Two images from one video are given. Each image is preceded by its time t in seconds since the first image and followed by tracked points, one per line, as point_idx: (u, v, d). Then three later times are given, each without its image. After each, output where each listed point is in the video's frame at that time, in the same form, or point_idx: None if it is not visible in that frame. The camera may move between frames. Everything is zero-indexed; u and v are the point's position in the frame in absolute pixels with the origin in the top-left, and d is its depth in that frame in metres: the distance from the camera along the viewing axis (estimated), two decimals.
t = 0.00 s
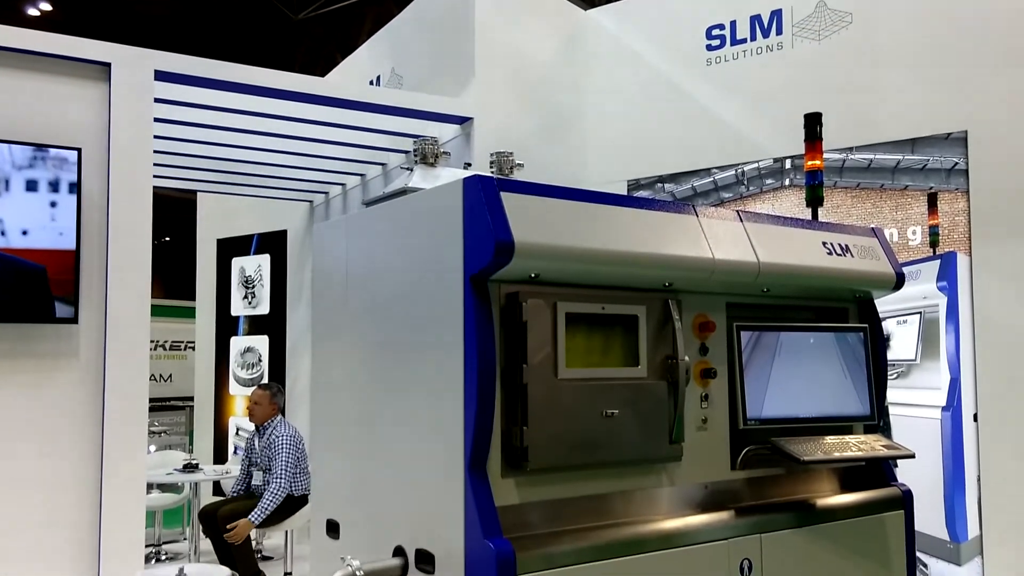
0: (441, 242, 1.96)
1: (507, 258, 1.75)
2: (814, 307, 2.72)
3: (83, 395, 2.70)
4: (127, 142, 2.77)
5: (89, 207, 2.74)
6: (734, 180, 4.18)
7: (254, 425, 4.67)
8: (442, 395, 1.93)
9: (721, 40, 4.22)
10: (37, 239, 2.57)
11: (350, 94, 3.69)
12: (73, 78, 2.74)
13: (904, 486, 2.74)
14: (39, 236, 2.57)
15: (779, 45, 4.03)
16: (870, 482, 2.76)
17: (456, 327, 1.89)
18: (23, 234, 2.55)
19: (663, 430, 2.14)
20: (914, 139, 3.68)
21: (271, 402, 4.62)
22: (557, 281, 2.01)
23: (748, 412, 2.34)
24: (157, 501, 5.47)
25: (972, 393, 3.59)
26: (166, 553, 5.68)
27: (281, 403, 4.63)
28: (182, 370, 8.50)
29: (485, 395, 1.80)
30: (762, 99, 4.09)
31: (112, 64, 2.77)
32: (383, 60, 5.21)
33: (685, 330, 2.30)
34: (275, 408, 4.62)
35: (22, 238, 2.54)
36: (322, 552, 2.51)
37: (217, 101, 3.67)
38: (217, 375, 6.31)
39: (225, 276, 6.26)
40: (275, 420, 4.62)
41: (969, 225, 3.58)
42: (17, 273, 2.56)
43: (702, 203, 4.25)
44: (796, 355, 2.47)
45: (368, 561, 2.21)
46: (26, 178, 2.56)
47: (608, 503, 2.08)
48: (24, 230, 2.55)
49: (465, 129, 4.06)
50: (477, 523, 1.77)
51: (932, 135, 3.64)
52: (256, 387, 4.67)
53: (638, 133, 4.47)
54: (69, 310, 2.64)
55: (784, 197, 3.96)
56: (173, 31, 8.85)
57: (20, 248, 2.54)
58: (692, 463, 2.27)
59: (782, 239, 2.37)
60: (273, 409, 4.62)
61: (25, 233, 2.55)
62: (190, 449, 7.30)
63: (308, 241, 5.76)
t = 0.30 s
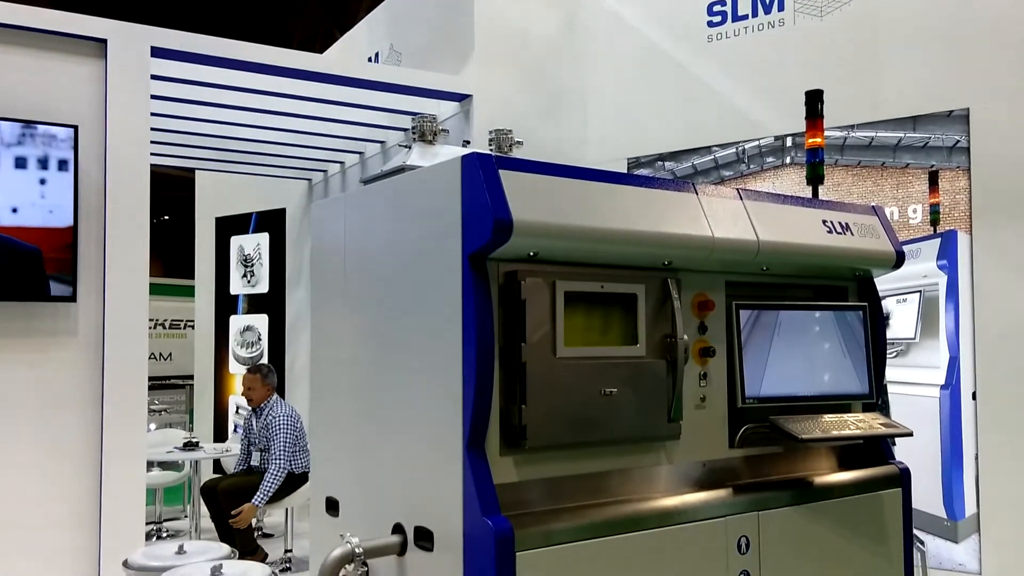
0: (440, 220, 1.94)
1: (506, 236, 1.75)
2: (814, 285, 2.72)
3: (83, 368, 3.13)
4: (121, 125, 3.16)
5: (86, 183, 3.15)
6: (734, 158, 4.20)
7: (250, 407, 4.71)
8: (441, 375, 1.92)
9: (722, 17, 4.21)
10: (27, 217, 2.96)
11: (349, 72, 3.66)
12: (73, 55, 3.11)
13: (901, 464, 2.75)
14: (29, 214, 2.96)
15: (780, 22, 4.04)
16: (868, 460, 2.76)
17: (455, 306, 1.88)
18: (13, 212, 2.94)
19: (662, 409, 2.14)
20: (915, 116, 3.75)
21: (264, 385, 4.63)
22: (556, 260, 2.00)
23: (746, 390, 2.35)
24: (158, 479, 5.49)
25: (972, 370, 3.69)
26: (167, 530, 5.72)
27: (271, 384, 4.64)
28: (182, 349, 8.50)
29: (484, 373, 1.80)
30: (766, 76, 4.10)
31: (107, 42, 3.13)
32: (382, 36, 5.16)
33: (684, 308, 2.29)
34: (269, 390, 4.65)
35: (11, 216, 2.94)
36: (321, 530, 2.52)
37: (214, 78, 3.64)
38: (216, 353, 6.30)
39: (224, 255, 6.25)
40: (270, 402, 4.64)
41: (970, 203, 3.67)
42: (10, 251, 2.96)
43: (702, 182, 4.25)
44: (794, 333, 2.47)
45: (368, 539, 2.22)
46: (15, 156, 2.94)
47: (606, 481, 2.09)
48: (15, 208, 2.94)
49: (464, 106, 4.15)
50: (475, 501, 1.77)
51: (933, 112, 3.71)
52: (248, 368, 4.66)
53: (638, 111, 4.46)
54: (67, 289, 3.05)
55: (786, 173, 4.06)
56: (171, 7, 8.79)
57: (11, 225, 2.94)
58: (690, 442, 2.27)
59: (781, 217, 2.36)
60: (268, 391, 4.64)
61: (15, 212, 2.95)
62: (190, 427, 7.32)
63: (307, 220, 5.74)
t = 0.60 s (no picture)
0: (440, 197, 1.93)
1: (505, 214, 1.74)
2: (814, 264, 2.71)
3: (83, 348, 3.15)
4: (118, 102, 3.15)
5: (83, 164, 3.14)
6: (736, 136, 4.22)
7: (247, 387, 4.72)
8: (441, 353, 1.92)
9: None
10: (30, 191, 2.95)
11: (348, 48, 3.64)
12: (70, 31, 3.09)
13: (900, 442, 2.75)
14: (31, 188, 2.96)
15: None
16: (867, 439, 2.77)
17: (454, 284, 1.87)
18: (16, 186, 2.93)
19: (660, 387, 2.14)
20: (918, 94, 3.80)
21: (260, 364, 4.65)
22: (555, 239, 2.00)
23: (745, 368, 2.35)
24: (159, 457, 5.53)
25: (971, 348, 3.70)
26: (169, 508, 5.76)
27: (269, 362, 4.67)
28: (182, 328, 8.50)
29: (484, 351, 1.80)
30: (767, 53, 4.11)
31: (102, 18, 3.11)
32: (381, 13, 5.13)
33: (684, 287, 2.28)
34: (266, 369, 4.66)
35: (14, 190, 2.93)
36: (321, 508, 2.53)
37: (212, 54, 3.61)
38: (216, 332, 6.31)
39: (223, 233, 6.24)
40: (267, 381, 4.66)
41: (971, 180, 3.68)
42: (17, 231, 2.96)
43: (703, 160, 4.28)
44: (793, 312, 2.47)
45: (368, 515, 2.22)
46: (17, 130, 2.93)
47: (605, 459, 2.09)
48: (18, 182, 2.93)
49: (462, 84, 4.10)
50: (475, 480, 1.78)
51: (935, 90, 3.76)
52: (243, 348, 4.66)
53: (638, 89, 4.44)
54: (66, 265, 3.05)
55: (787, 151, 4.08)
56: None
57: (15, 200, 2.93)
58: (688, 420, 2.27)
59: (781, 195, 2.35)
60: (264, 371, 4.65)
61: (18, 186, 2.94)
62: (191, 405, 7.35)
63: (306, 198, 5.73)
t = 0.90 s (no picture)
0: (440, 176, 1.91)
1: (505, 193, 1.73)
2: (814, 243, 2.70)
3: (86, 325, 3.18)
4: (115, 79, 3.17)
5: (80, 143, 3.15)
6: (737, 115, 4.22)
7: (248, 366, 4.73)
8: (441, 333, 1.92)
9: None
10: (39, 165, 2.99)
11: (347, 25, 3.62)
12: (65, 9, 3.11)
13: (898, 420, 2.77)
14: (40, 162, 2.99)
15: None
16: (865, 417, 2.79)
17: (454, 264, 1.87)
18: (25, 160, 2.96)
19: (660, 366, 2.15)
20: (920, 72, 3.86)
21: (261, 342, 4.67)
22: (555, 218, 1.99)
23: (745, 347, 2.35)
24: (160, 436, 5.55)
25: (970, 328, 3.78)
26: (170, 486, 5.80)
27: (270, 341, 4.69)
28: (181, 307, 8.50)
29: (484, 331, 1.79)
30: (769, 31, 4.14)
31: None
32: None
33: (684, 266, 2.28)
34: (267, 347, 4.68)
35: (24, 164, 2.96)
36: (321, 486, 2.54)
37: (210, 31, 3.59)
38: (216, 311, 6.31)
39: (222, 212, 6.22)
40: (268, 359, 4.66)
41: (973, 156, 3.75)
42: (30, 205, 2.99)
43: (704, 138, 4.30)
44: (793, 290, 2.47)
45: (368, 493, 2.24)
46: (25, 104, 2.96)
47: (605, 437, 2.10)
48: (27, 156, 2.96)
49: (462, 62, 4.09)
50: (475, 458, 1.79)
51: (938, 68, 3.81)
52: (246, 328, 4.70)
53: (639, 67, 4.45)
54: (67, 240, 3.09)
55: (788, 129, 4.06)
56: None
57: (24, 173, 2.96)
58: (687, 399, 2.28)
59: (782, 173, 2.34)
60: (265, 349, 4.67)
61: (27, 160, 2.97)
62: (191, 384, 7.37)
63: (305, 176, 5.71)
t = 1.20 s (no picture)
0: (440, 154, 1.90)
1: (505, 172, 1.72)
2: (815, 222, 2.70)
3: (87, 302, 3.24)
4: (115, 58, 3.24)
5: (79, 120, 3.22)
6: (738, 92, 4.23)
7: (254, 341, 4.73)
8: (441, 312, 1.92)
9: None
10: (47, 141, 3.09)
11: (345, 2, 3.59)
12: None
13: (897, 399, 2.77)
14: (48, 138, 3.09)
15: None
16: (864, 395, 2.80)
17: (454, 243, 1.86)
18: (33, 137, 3.07)
19: (660, 345, 2.15)
20: (923, 50, 3.86)
21: (268, 316, 4.66)
22: (555, 197, 1.98)
23: (744, 326, 2.35)
24: (161, 413, 5.58)
25: (968, 307, 3.78)
26: (171, 463, 5.84)
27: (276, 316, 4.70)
28: (181, 286, 8.49)
29: (484, 310, 1.79)
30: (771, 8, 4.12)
31: None
32: None
33: (685, 245, 2.27)
34: (273, 322, 4.68)
35: (31, 141, 3.06)
36: (321, 463, 2.55)
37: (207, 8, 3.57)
38: (216, 290, 6.31)
39: (221, 190, 6.21)
40: (276, 335, 4.69)
41: (975, 135, 3.75)
42: (25, 180, 3.07)
43: (705, 115, 4.28)
44: (793, 269, 2.46)
45: (369, 471, 2.25)
46: (33, 81, 3.06)
47: (604, 416, 2.11)
48: (35, 133, 3.06)
49: (462, 38, 4.09)
50: (475, 436, 1.79)
51: (940, 45, 3.81)
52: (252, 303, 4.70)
53: (640, 44, 4.43)
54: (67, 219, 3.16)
55: (789, 107, 4.10)
56: None
57: (30, 150, 3.06)
58: (687, 378, 2.28)
59: (783, 151, 2.33)
60: (271, 324, 4.67)
61: (36, 137, 3.07)
62: (192, 363, 7.38)
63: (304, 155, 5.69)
